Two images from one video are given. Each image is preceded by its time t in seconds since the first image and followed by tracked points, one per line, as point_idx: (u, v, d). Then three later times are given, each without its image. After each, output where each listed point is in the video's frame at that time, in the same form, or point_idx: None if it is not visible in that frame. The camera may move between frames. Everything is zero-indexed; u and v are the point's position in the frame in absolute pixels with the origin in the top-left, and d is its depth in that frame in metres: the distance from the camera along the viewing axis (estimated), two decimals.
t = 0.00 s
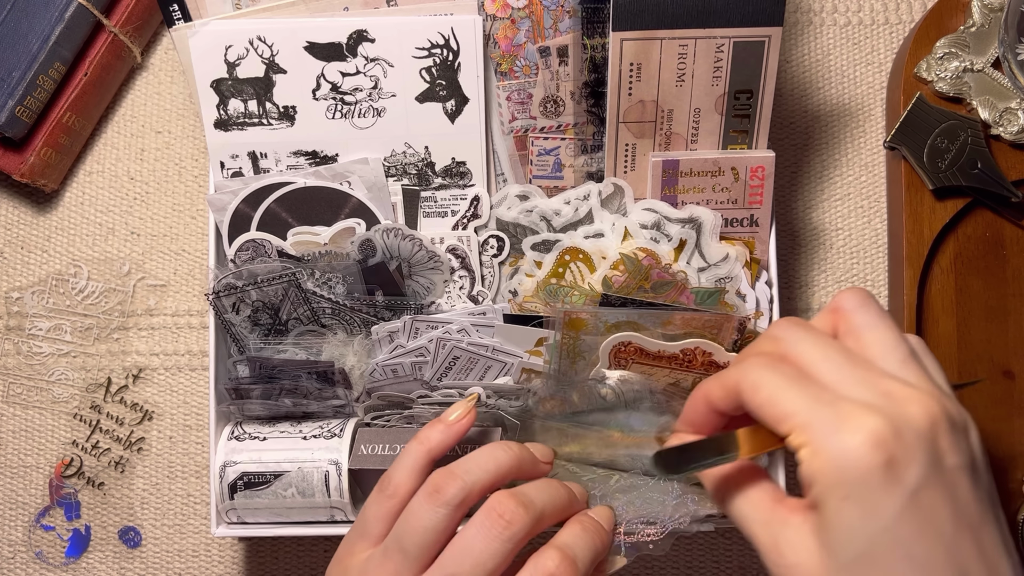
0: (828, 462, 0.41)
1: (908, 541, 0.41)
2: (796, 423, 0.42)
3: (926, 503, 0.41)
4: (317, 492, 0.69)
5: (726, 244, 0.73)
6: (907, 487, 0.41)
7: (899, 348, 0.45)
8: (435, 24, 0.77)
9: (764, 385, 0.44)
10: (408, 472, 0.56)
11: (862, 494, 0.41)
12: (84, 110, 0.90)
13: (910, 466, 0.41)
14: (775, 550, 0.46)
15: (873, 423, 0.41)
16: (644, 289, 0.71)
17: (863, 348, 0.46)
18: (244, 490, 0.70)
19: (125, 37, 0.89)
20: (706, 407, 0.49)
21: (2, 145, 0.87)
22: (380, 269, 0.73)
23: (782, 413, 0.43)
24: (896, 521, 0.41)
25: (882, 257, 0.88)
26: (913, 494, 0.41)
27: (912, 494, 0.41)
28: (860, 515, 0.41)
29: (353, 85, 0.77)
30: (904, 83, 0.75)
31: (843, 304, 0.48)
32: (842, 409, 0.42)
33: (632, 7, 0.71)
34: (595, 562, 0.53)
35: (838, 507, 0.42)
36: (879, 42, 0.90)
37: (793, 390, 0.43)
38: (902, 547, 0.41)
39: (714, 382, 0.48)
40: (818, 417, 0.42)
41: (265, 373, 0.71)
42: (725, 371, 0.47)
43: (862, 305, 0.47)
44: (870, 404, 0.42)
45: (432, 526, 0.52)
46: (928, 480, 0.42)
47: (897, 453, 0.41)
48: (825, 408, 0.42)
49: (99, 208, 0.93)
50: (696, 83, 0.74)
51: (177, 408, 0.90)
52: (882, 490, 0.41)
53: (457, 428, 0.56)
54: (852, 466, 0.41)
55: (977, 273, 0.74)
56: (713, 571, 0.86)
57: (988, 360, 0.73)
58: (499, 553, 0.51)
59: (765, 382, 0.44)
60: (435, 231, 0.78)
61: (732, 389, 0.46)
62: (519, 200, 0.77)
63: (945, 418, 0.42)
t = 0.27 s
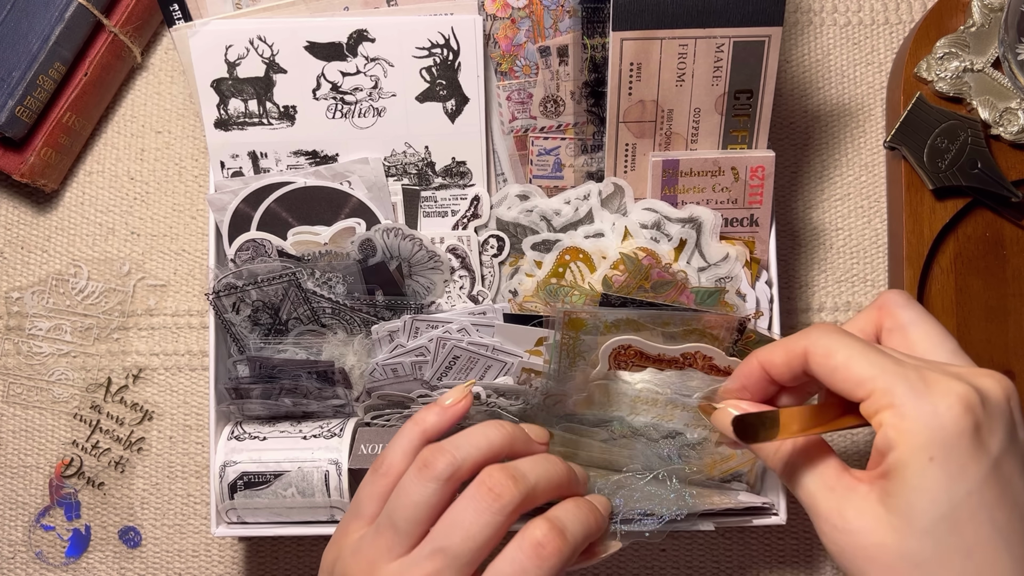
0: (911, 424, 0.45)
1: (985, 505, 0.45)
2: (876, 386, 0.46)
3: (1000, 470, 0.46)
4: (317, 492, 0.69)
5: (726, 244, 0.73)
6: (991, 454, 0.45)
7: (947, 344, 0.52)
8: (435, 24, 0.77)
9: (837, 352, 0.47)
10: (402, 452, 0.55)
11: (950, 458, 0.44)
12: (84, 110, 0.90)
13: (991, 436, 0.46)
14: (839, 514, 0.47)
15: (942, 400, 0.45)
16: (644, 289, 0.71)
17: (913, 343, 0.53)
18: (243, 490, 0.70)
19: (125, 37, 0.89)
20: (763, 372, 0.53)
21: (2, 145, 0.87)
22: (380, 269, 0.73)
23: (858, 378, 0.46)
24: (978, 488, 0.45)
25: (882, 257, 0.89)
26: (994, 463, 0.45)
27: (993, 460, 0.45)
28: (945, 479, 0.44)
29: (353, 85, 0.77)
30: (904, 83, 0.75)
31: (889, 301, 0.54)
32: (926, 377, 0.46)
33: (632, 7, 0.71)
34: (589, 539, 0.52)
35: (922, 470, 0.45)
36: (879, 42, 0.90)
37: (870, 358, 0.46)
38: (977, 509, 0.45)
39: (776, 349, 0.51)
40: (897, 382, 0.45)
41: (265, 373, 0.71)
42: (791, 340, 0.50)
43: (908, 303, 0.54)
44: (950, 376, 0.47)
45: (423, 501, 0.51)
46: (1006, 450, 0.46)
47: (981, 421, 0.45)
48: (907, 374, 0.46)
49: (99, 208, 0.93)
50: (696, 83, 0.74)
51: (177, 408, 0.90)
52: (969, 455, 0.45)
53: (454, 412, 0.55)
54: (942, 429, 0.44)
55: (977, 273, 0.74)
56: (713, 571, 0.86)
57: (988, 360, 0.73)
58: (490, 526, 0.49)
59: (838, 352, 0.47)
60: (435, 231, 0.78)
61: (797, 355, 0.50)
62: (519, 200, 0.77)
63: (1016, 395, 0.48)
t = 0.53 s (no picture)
0: (894, 439, 0.44)
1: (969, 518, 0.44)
2: (858, 399, 0.45)
3: (986, 481, 0.45)
4: (317, 492, 0.69)
5: (726, 244, 0.73)
6: (974, 466, 0.45)
7: (939, 346, 0.51)
8: (436, 24, 0.77)
9: (819, 364, 0.46)
10: (397, 425, 0.55)
11: (932, 472, 0.44)
12: (84, 109, 0.90)
13: (975, 447, 0.45)
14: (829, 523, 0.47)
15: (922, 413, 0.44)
16: (644, 289, 0.71)
17: (903, 343, 0.52)
18: (243, 490, 0.70)
19: (125, 37, 0.89)
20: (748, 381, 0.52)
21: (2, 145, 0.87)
22: (380, 269, 0.73)
23: (840, 391, 0.45)
24: (962, 502, 0.44)
25: (882, 257, 0.89)
26: (977, 476, 0.45)
27: (977, 472, 0.45)
28: (926, 493, 0.44)
29: (353, 84, 0.77)
30: (904, 83, 0.75)
31: (883, 300, 0.53)
32: (907, 389, 0.45)
33: (632, 7, 0.71)
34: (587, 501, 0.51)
35: (905, 484, 0.44)
36: (879, 42, 0.90)
37: (852, 371, 0.45)
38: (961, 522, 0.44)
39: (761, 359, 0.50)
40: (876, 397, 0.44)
41: (265, 373, 0.71)
42: (776, 351, 0.49)
43: (901, 302, 0.53)
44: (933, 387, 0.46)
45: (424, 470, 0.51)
46: (990, 461, 0.45)
47: (963, 433, 0.44)
48: (887, 386, 0.45)
49: (99, 208, 0.93)
50: (696, 83, 0.74)
51: (177, 408, 0.90)
52: (951, 467, 0.44)
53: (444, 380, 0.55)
54: (922, 443, 0.44)
55: (977, 273, 0.74)
56: (713, 571, 0.86)
57: (988, 360, 0.73)
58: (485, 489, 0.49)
59: (820, 364, 0.46)
60: (435, 231, 0.78)
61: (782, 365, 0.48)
62: (519, 200, 0.77)
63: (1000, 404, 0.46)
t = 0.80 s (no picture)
0: (904, 440, 0.45)
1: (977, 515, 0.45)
2: (867, 405, 0.46)
3: (995, 482, 0.46)
4: (317, 492, 0.70)
5: (726, 244, 0.73)
6: (983, 467, 0.46)
7: (938, 352, 0.52)
8: (435, 24, 0.77)
9: (826, 373, 0.47)
10: (413, 435, 0.56)
11: (943, 472, 0.45)
12: (83, 109, 0.90)
13: (984, 448, 0.46)
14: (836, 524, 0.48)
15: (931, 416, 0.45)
16: (644, 289, 0.71)
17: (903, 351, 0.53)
18: (243, 490, 0.70)
19: (125, 37, 0.89)
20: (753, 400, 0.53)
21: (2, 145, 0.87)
22: (380, 269, 0.73)
23: (848, 399, 0.46)
24: (972, 499, 0.45)
25: (882, 257, 0.88)
26: (986, 475, 0.46)
27: (986, 472, 0.46)
28: (937, 492, 0.45)
29: (353, 84, 0.77)
30: (904, 83, 0.75)
31: (882, 309, 0.54)
32: (915, 393, 0.46)
33: (632, 6, 0.71)
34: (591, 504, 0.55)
35: (916, 483, 0.45)
36: (879, 42, 0.90)
37: (860, 378, 0.46)
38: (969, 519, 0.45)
39: (765, 378, 0.51)
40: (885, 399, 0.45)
41: (265, 373, 0.71)
42: (780, 366, 0.50)
43: (900, 309, 0.54)
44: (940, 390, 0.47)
45: (442, 479, 0.54)
46: (997, 462, 0.46)
47: (972, 433, 0.45)
48: (896, 391, 0.46)
49: (99, 208, 0.93)
50: (696, 83, 0.74)
51: (177, 408, 0.90)
52: (962, 467, 0.45)
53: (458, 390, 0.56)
54: (932, 444, 0.45)
55: (977, 273, 0.74)
56: (713, 571, 0.86)
57: (988, 360, 0.73)
58: (501, 503, 0.52)
59: (827, 373, 0.47)
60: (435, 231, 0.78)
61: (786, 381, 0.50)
62: (519, 200, 0.77)
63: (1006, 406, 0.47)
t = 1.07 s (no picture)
0: (915, 432, 0.46)
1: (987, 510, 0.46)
2: (878, 397, 0.47)
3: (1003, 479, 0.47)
4: (317, 492, 0.70)
5: (726, 244, 0.73)
6: (992, 463, 0.47)
7: (946, 358, 0.53)
8: (435, 25, 0.77)
9: (839, 365, 0.49)
10: (414, 448, 0.57)
11: (954, 465, 0.46)
12: (83, 109, 0.90)
13: (992, 445, 0.47)
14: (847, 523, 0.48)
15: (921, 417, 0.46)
16: (644, 288, 0.71)
17: (910, 357, 0.54)
18: (244, 490, 0.70)
19: (125, 37, 0.89)
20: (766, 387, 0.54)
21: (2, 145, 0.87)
22: (380, 269, 0.73)
23: (859, 390, 0.48)
24: (982, 495, 0.46)
25: (882, 257, 0.88)
26: (995, 472, 0.47)
27: (993, 469, 0.47)
28: (948, 486, 0.45)
29: (353, 84, 0.77)
30: (904, 83, 0.75)
31: (891, 316, 0.55)
32: (927, 389, 0.47)
33: (632, 5, 0.71)
34: (592, 519, 0.55)
35: (928, 475, 0.46)
36: (879, 42, 0.90)
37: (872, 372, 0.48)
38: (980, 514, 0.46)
39: (780, 365, 0.53)
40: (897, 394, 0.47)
41: (265, 372, 0.71)
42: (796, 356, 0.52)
43: (909, 315, 0.55)
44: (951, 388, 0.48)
45: (445, 492, 0.55)
46: (1004, 461, 0.47)
47: (982, 430, 0.46)
48: (907, 385, 0.47)
49: (99, 208, 0.93)
50: (696, 83, 0.74)
51: (176, 408, 0.90)
52: (971, 463, 0.46)
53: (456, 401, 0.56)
54: (943, 438, 0.46)
55: (977, 273, 0.74)
56: (713, 571, 0.86)
57: (988, 360, 0.73)
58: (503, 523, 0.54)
59: (840, 366, 0.48)
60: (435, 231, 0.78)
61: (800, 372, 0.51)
62: (519, 200, 0.77)
63: (1014, 408, 0.49)
